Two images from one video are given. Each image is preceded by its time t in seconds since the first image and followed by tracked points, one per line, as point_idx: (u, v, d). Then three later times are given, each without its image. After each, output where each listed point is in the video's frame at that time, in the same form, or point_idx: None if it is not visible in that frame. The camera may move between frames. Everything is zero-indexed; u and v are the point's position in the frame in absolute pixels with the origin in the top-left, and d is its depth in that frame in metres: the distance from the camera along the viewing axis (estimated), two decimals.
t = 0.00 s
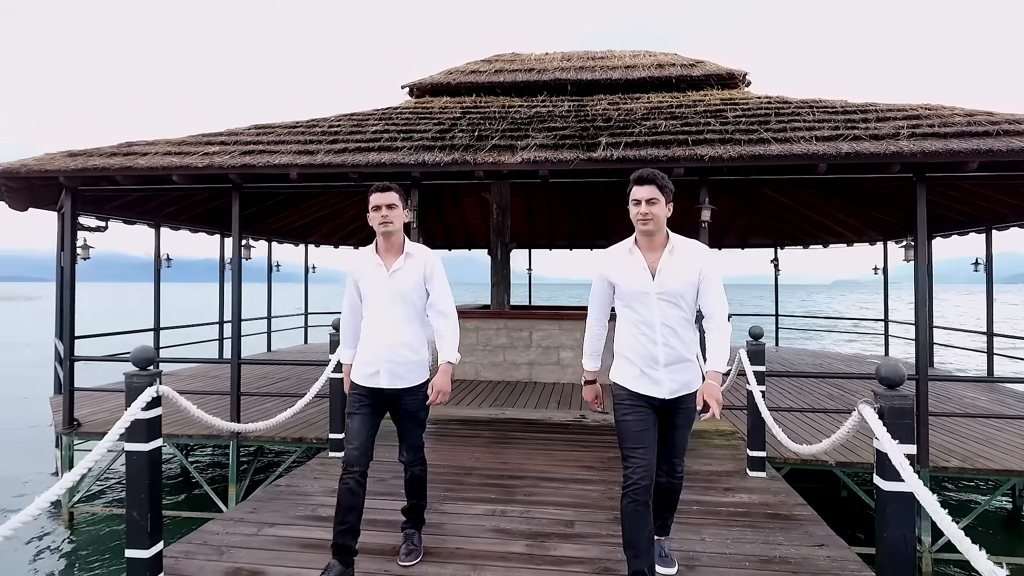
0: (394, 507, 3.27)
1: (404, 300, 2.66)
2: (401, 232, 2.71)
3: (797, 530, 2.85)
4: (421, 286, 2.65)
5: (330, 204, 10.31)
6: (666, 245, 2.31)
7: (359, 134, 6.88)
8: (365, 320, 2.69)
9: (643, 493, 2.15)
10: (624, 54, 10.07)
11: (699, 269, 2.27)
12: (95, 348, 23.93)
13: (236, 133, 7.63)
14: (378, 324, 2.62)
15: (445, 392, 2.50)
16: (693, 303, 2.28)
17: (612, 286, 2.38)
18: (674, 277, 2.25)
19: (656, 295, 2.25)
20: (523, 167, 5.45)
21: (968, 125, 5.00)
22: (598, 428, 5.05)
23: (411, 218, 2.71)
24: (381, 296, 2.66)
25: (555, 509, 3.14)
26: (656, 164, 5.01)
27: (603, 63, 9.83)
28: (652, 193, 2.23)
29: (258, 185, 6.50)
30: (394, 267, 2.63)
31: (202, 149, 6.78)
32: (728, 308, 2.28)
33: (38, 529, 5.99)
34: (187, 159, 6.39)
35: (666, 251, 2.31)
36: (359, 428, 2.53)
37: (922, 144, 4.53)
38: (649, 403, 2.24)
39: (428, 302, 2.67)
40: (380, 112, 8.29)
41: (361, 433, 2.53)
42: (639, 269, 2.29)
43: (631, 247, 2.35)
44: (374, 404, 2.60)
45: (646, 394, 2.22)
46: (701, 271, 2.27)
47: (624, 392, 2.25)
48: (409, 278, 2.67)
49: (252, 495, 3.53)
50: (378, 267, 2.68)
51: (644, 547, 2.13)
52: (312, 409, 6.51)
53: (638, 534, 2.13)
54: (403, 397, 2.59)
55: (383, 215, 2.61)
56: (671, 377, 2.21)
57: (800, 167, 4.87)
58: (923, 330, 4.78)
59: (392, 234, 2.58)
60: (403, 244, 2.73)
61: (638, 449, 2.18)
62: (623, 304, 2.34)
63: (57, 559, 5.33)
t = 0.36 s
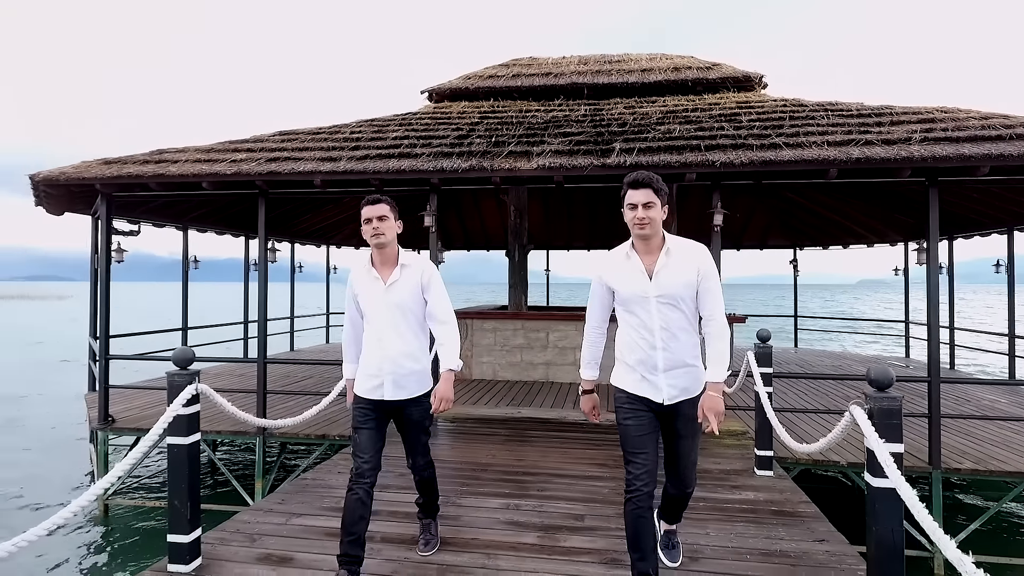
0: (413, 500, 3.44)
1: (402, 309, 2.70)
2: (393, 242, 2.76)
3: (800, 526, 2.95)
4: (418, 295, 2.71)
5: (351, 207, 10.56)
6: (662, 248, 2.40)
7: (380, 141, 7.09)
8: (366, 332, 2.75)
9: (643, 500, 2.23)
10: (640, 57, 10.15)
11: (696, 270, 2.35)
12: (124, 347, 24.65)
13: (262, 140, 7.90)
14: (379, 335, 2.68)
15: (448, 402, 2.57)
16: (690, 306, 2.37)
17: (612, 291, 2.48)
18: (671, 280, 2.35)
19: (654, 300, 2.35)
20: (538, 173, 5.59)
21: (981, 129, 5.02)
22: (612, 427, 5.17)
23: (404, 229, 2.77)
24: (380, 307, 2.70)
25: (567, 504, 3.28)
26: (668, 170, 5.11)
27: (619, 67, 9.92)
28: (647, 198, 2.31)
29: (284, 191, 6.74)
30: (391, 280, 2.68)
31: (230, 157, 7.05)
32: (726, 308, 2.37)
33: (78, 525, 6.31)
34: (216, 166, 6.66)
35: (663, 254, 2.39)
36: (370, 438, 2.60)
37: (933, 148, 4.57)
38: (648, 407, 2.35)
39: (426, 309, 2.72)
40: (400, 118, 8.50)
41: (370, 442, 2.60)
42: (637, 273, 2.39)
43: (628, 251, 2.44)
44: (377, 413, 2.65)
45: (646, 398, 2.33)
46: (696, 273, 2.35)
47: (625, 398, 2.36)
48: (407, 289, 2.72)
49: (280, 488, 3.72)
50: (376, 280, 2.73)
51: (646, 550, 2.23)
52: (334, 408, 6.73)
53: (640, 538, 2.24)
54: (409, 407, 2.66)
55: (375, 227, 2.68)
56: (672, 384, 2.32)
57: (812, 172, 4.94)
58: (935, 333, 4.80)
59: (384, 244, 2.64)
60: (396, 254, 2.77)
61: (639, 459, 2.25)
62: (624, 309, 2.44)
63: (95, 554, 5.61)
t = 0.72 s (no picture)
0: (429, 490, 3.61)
1: (400, 305, 2.74)
2: (389, 239, 2.77)
3: (798, 517, 3.09)
4: (415, 289, 2.74)
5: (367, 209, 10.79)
6: (665, 246, 2.43)
7: (395, 146, 7.28)
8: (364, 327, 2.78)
9: (643, 494, 2.38)
10: (651, 60, 10.26)
11: (697, 268, 2.40)
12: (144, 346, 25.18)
13: (281, 145, 8.13)
14: (377, 331, 2.71)
15: (451, 399, 2.62)
16: (690, 303, 2.40)
17: (613, 289, 2.45)
18: (674, 279, 2.38)
19: (657, 298, 2.37)
20: (550, 177, 5.74)
21: (987, 132, 5.09)
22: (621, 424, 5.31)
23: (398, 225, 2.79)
24: (379, 303, 2.75)
25: (575, 495, 3.44)
26: (675, 174, 5.24)
27: (630, 70, 10.02)
28: (655, 197, 2.33)
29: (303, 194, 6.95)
30: (388, 275, 2.71)
31: (252, 162, 7.29)
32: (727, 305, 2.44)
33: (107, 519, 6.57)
34: (238, 171, 6.89)
35: (666, 252, 2.42)
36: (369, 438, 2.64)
37: (937, 152, 4.66)
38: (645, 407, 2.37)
39: (424, 304, 2.76)
40: (415, 122, 8.69)
41: (372, 438, 2.66)
42: (640, 271, 2.40)
43: (631, 248, 2.45)
44: (378, 415, 2.68)
45: (645, 399, 2.35)
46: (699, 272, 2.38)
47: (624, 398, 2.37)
48: (404, 283, 2.75)
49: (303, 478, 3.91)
50: (373, 276, 2.77)
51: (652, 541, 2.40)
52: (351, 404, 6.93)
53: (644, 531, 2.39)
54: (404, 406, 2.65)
55: (368, 223, 2.70)
56: (671, 382, 2.34)
57: (817, 175, 5.05)
58: (938, 335, 4.87)
59: (378, 242, 2.67)
60: (393, 250, 2.79)
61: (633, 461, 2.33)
62: (625, 306, 2.43)
63: (124, 547, 5.86)
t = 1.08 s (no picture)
0: (439, 481, 3.78)
1: (403, 307, 2.73)
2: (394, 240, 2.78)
3: (793, 507, 3.23)
4: (420, 290, 2.74)
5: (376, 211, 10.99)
6: (668, 251, 2.47)
7: (405, 149, 7.46)
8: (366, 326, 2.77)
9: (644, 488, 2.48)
10: (657, 63, 10.39)
11: (698, 274, 2.43)
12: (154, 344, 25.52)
13: (294, 148, 8.33)
14: (380, 330, 2.71)
15: (450, 398, 2.57)
16: (689, 308, 2.44)
17: (614, 290, 2.48)
18: (675, 283, 2.41)
19: (659, 302, 2.40)
20: (557, 180, 5.90)
21: (984, 135, 5.20)
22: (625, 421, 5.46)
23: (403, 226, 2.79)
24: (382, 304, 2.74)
25: (580, 487, 3.61)
26: (679, 177, 5.37)
27: (636, 73, 10.16)
28: (663, 200, 2.36)
29: (316, 196, 7.14)
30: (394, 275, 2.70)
31: (266, 165, 7.49)
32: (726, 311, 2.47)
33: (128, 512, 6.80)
34: (253, 174, 7.08)
35: (668, 257, 2.46)
36: (373, 440, 2.69)
37: (935, 156, 4.78)
38: (641, 409, 2.40)
39: (427, 305, 2.76)
40: (424, 125, 8.87)
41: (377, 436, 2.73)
42: (643, 275, 2.42)
43: (634, 250, 2.48)
44: (378, 415, 2.69)
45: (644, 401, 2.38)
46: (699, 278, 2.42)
47: (622, 400, 2.39)
48: (409, 284, 2.75)
49: (320, 470, 4.10)
50: (376, 275, 2.74)
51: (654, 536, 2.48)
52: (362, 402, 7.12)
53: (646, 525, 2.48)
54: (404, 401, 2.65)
55: (374, 224, 2.70)
56: (672, 384, 2.35)
57: (818, 178, 5.17)
58: (936, 335, 4.97)
59: (384, 243, 2.65)
60: (397, 251, 2.79)
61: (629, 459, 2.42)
62: (626, 308, 2.45)
63: (145, 539, 6.08)
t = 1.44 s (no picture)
0: (449, 474, 3.94)
1: (408, 314, 2.77)
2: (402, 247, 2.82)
3: (789, 500, 3.35)
4: (426, 298, 2.78)
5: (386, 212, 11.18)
6: (675, 257, 2.48)
7: (415, 153, 7.63)
8: (371, 331, 2.81)
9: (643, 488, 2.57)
10: (663, 66, 10.50)
11: (704, 283, 2.45)
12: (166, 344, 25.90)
13: (307, 151, 8.52)
14: (384, 336, 2.76)
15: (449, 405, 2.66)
16: (694, 316, 2.46)
17: (620, 294, 2.51)
18: (681, 289, 2.42)
19: (663, 309, 2.42)
20: (563, 184, 6.04)
21: (984, 139, 5.29)
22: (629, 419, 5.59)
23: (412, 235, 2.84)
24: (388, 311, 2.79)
25: (584, 480, 3.75)
26: (683, 181, 5.50)
27: (642, 76, 10.25)
28: (673, 205, 2.38)
29: (328, 199, 7.32)
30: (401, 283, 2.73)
31: (280, 169, 7.68)
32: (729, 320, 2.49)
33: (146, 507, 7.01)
34: (268, 178, 7.28)
35: (675, 263, 2.47)
36: (377, 441, 2.84)
37: (934, 159, 4.88)
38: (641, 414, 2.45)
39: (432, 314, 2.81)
40: (433, 128, 9.04)
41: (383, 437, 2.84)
42: (649, 280, 2.44)
43: (642, 255, 2.49)
44: (379, 418, 2.79)
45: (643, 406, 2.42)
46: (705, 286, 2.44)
47: (623, 405, 2.43)
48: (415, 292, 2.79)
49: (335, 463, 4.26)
50: (384, 282, 2.79)
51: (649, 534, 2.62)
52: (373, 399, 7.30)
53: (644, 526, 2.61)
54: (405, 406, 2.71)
55: (385, 231, 2.74)
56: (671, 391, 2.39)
57: (818, 181, 5.28)
58: (936, 334, 5.07)
59: (393, 251, 2.70)
60: (405, 258, 2.83)
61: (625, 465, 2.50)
62: (630, 313, 2.47)
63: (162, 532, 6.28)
